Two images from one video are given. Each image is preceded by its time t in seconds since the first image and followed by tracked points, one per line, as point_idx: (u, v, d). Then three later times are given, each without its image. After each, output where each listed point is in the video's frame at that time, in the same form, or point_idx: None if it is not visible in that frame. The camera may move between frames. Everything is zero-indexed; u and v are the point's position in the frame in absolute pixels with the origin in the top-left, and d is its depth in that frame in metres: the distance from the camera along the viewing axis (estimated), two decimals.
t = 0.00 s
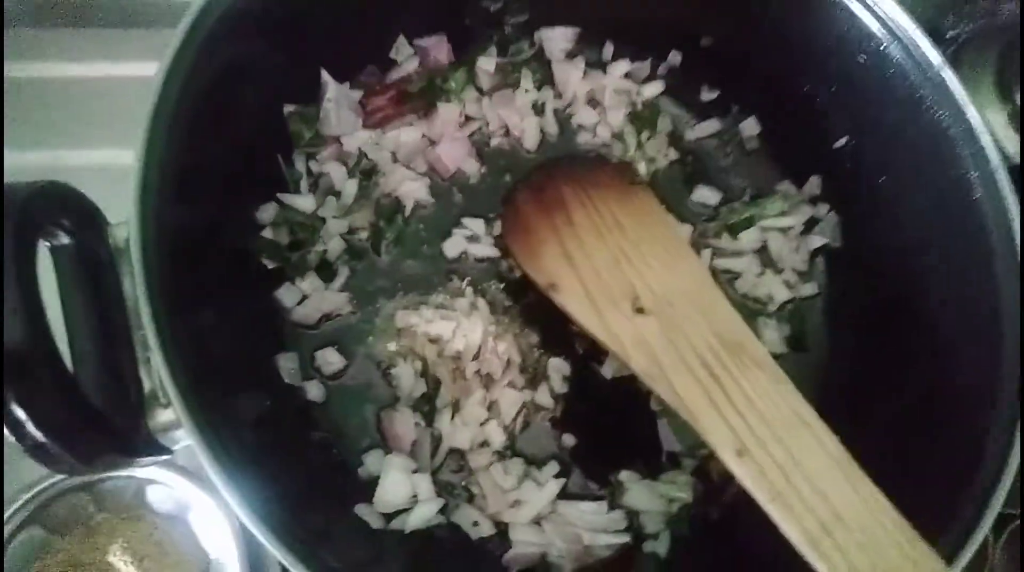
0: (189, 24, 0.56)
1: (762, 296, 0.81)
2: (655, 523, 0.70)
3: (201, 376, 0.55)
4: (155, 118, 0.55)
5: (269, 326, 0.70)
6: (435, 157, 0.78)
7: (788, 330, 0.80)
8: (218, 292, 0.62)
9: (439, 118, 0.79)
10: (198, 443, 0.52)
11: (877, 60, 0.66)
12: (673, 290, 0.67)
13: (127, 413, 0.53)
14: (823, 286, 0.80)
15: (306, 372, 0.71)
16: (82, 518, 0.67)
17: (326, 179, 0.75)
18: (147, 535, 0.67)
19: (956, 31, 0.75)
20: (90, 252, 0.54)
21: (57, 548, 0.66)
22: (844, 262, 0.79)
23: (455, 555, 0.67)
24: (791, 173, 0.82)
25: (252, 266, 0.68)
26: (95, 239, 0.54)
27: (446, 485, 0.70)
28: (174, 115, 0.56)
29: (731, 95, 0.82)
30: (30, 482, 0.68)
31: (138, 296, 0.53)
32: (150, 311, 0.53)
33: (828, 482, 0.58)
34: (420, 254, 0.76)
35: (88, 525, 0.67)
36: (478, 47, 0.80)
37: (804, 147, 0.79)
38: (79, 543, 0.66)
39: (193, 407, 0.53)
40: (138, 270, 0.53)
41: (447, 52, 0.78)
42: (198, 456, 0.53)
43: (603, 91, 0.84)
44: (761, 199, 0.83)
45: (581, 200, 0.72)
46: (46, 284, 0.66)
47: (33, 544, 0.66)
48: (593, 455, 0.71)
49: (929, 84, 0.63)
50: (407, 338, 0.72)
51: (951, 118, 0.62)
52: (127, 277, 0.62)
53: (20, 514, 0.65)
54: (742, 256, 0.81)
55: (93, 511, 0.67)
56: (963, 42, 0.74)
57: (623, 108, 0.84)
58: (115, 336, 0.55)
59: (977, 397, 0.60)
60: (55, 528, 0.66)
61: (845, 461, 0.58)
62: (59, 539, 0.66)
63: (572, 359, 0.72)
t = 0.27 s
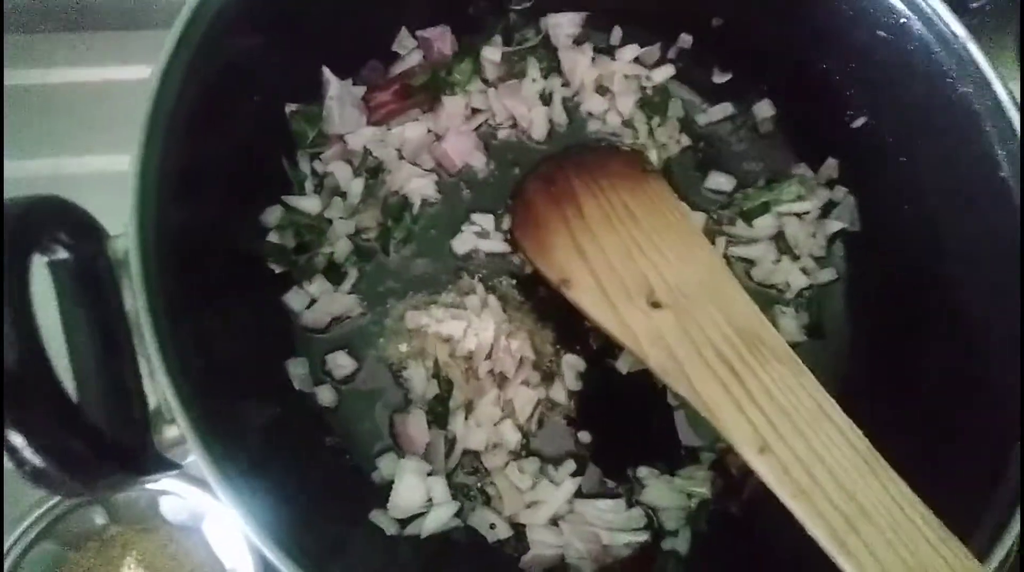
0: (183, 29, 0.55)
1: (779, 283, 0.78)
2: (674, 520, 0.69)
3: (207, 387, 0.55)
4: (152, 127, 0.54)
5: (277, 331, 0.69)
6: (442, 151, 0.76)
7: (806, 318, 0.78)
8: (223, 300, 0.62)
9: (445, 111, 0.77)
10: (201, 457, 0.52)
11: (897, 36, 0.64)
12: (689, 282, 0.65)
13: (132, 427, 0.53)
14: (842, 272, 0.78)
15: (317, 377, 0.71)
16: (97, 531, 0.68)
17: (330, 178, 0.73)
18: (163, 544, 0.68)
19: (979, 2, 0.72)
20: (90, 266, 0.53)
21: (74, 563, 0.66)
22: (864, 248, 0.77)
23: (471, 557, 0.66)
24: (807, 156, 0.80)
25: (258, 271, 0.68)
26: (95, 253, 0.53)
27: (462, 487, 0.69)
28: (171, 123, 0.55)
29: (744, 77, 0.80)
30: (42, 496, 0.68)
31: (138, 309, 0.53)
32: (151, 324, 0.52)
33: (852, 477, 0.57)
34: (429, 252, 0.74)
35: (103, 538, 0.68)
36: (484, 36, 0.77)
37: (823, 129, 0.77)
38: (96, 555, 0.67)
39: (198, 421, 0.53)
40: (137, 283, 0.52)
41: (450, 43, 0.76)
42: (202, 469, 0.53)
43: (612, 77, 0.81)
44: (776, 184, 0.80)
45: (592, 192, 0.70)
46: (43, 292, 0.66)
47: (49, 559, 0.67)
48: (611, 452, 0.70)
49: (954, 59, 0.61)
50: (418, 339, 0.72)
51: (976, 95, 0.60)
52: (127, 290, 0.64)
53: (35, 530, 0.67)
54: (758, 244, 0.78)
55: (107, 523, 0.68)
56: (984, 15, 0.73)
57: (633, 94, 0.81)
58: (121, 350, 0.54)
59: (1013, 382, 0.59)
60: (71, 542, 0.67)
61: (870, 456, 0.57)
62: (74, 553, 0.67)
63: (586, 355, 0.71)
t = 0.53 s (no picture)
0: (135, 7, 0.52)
1: (771, 265, 0.76)
2: (667, 511, 0.67)
3: (168, 388, 0.52)
4: (102, 113, 0.51)
5: (249, 326, 0.66)
6: (417, 136, 0.73)
7: (798, 301, 0.76)
8: (188, 294, 0.59)
9: (419, 94, 0.74)
10: (160, 462, 0.49)
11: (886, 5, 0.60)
12: (674, 265, 0.62)
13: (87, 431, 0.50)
14: (835, 252, 0.76)
15: (291, 374, 0.68)
16: (68, 537, 0.64)
17: (300, 165, 0.70)
18: (139, 547, 0.65)
19: None
20: (39, 261, 0.50)
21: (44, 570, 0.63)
22: (857, 227, 0.74)
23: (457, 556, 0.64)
24: (796, 133, 0.77)
25: (226, 264, 0.65)
26: (43, 249, 0.50)
27: (444, 484, 0.67)
28: (123, 107, 0.52)
29: (727, 52, 0.77)
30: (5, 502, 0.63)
31: (88, 307, 0.50)
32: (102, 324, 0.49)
33: (846, 464, 0.54)
34: (406, 241, 0.72)
35: (76, 543, 0.64)
36: (455, 15, 0.76)
37: (810, 104, 0.74)
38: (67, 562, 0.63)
39: (156, 425, 0.50)
40: (87, 278, 0.49)
41: (422, 23, 0.74)
42: (161, 475, 0.50)
43: (592, 56, 0.78)
44: (765, 162, 0.78)
45: (573, 174, 0.67)
46: None
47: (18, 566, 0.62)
48: (599, 444, 0.67)
49: (943, 28, 0.57)
50: (396, 332, 0.69)
51: (968, 64, 0.57)
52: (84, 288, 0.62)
53: None
54: (749, 225, 0.76)
55: (78, 530, 0.64)
56: None
57: (614, 72, 0.79)
58: (72, 351, 0.51)
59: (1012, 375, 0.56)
60: (41, 549, 0.63)
61: (865, 443, 0.54)
62: (44, 561, 0.63)
63: (571, 344, 0.69)
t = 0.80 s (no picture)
0: None
1: (778, 257, 0.74)
2: (668, 509, 0.65)
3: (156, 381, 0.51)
4: (89, 97, 0.49)
5: (243, 317, 0.65)
6: (415, 123, 0.72)
7: (806, 294, 0.74)
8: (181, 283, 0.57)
9: (417, 79, 0.73)
10: (147, 460, 0.49)
11: None
12: (678, 256, 0.61)
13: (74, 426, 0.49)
14: (843, 243, 0.74)
15: (286, 367, 0.67)
16: (60, 529, 0.63)
17: (296, 153, 0.69)
18: (133, 541, 0.64)
19: None
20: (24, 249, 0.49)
21: (37, 562, 0.62)
22: (866, 217, 0.72)
23: (454, 552, 0.63)
24: (805, 121, 0.76)
25: (220, 252, 0.63)
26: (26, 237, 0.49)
27: (441, 479, 0.65)
28: (111, 91, 0.50)
29: (734, 38, 0.75)
30: None
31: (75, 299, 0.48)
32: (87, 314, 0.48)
33: (852, 462, 0.53)
34: (404, 231, 0.70)
35: (68, 535, 0.63)
36: None
37: (818, 90, 0.72)
38: (60, 555, 0.63)
39: (142, 419, 0.49)
40: (73, 266, 0.48)
41: (421, 8, 0.73)
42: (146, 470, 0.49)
43: (595, 41, 0.77)
44: (773, 150, 0.76)
45: (575, 162, 0.65)
46: None
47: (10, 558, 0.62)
48: (599, 439, 0.66)
49: (955, 12, 0.56)
50: (393, 323, 0.67)
51: (981, 49, 0.55)
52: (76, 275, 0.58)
53: None
54: (755, 214, 0.75)
55: (75, 519, 0.64)
56: None
57: (618, 58, 0.77)
58: (60, 344, 0.51)
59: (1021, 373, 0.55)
60: (33, 541, 0.62)
61: (871, 440, 0.53)
62: (37, 553, 0.62)
63: (573, 337, 0.67)
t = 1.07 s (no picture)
0: None
1: (760, 272, 0.76)
2: (646, 520, 0.66)
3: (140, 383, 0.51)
4: (79, 101, 0.49)
5: (228, 322, 0.65)
6: (405, 132, 0.73)
7: (788, 309, 0.76)
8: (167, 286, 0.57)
9: (409, 88, 0.73)
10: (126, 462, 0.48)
11: (883, 9, 0.59)
12: (661, 270, 0.61)
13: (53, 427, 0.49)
14: (825, 260, 0.75)
15: (269, 372, 0.67)
16: (38, 532, 0.63)
17: (284, 159, 0.69)
18: (109, 545, 0.64)
19: None
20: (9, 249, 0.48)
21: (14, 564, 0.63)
22: (848, 233, 0.73)
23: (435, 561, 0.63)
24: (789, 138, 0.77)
25: (207, 257, 0.63)
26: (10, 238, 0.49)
27: (422, 487, 0.66)
28: (101, 95, 0.50)
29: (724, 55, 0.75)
30: None
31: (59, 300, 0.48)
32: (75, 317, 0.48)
33: (827, 475, 0.54)
34: (392, 239, 0.70)
35: (45, 538, 0.63)
36: (448, 8, 0.74)
37: (802, 109, 0.73)
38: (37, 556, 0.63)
39: (123, 422, 0.49)
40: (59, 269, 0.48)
41: (413, 16, 0.73)
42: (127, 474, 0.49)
43: (585, 54, 0.77)
44: (757, 167, 0.78)
45: (562, 173, 0.66)
46: None
47: None
48: (580, 450, 0.67)
49: (941, 35, 0.56)
50: (378, 331, 0.68)
51: (964, 72, 0.56)
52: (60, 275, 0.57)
53: None
54: (740, 229, 0.76)
55: (48, 521, 0.63)
56: None
57: (607, 72, 0.78)
58: (43, 345, 0.51)
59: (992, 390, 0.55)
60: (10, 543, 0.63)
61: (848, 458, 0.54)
62: (14, 554, 0.63)
63: (555, 347, 0.68)
